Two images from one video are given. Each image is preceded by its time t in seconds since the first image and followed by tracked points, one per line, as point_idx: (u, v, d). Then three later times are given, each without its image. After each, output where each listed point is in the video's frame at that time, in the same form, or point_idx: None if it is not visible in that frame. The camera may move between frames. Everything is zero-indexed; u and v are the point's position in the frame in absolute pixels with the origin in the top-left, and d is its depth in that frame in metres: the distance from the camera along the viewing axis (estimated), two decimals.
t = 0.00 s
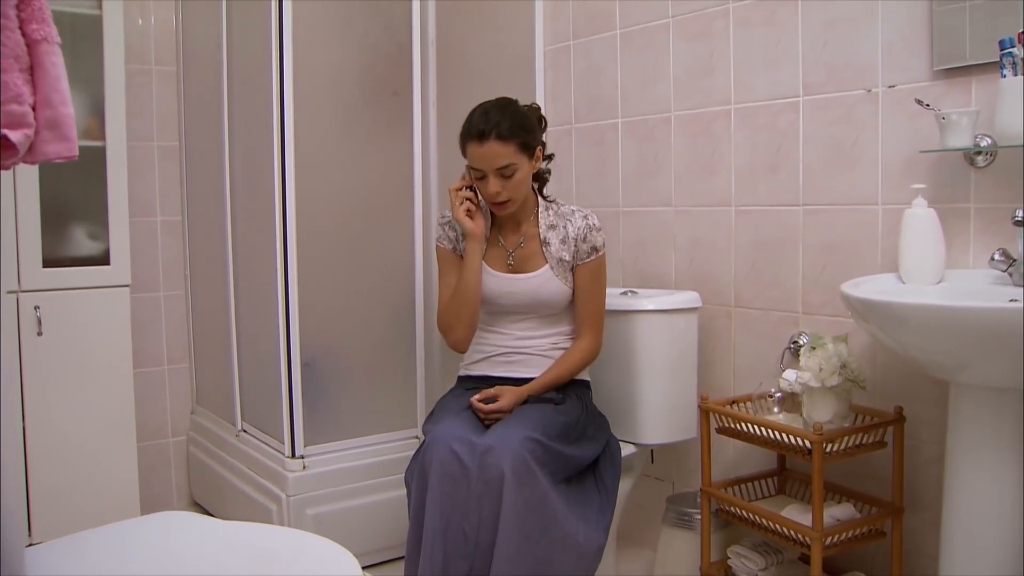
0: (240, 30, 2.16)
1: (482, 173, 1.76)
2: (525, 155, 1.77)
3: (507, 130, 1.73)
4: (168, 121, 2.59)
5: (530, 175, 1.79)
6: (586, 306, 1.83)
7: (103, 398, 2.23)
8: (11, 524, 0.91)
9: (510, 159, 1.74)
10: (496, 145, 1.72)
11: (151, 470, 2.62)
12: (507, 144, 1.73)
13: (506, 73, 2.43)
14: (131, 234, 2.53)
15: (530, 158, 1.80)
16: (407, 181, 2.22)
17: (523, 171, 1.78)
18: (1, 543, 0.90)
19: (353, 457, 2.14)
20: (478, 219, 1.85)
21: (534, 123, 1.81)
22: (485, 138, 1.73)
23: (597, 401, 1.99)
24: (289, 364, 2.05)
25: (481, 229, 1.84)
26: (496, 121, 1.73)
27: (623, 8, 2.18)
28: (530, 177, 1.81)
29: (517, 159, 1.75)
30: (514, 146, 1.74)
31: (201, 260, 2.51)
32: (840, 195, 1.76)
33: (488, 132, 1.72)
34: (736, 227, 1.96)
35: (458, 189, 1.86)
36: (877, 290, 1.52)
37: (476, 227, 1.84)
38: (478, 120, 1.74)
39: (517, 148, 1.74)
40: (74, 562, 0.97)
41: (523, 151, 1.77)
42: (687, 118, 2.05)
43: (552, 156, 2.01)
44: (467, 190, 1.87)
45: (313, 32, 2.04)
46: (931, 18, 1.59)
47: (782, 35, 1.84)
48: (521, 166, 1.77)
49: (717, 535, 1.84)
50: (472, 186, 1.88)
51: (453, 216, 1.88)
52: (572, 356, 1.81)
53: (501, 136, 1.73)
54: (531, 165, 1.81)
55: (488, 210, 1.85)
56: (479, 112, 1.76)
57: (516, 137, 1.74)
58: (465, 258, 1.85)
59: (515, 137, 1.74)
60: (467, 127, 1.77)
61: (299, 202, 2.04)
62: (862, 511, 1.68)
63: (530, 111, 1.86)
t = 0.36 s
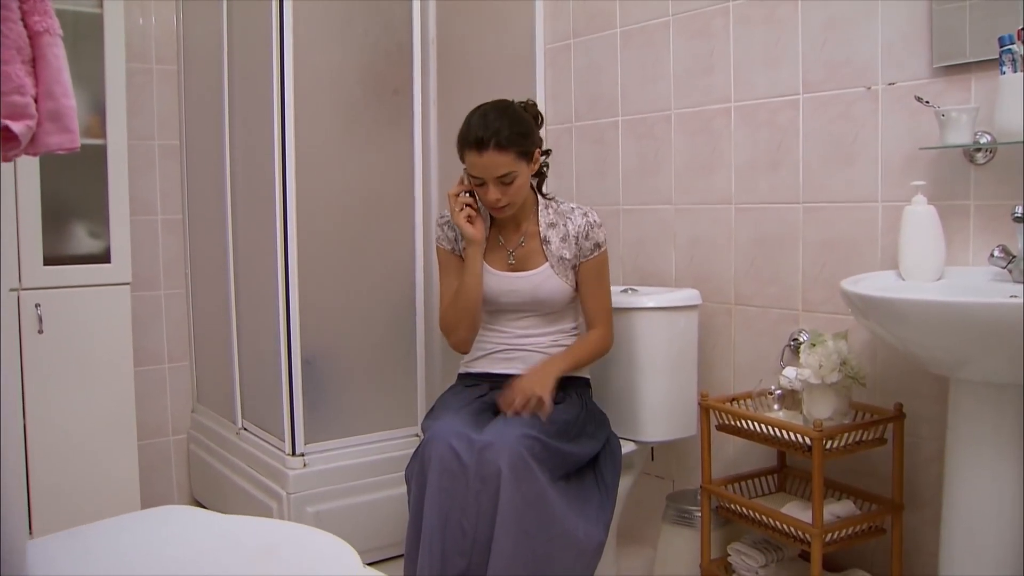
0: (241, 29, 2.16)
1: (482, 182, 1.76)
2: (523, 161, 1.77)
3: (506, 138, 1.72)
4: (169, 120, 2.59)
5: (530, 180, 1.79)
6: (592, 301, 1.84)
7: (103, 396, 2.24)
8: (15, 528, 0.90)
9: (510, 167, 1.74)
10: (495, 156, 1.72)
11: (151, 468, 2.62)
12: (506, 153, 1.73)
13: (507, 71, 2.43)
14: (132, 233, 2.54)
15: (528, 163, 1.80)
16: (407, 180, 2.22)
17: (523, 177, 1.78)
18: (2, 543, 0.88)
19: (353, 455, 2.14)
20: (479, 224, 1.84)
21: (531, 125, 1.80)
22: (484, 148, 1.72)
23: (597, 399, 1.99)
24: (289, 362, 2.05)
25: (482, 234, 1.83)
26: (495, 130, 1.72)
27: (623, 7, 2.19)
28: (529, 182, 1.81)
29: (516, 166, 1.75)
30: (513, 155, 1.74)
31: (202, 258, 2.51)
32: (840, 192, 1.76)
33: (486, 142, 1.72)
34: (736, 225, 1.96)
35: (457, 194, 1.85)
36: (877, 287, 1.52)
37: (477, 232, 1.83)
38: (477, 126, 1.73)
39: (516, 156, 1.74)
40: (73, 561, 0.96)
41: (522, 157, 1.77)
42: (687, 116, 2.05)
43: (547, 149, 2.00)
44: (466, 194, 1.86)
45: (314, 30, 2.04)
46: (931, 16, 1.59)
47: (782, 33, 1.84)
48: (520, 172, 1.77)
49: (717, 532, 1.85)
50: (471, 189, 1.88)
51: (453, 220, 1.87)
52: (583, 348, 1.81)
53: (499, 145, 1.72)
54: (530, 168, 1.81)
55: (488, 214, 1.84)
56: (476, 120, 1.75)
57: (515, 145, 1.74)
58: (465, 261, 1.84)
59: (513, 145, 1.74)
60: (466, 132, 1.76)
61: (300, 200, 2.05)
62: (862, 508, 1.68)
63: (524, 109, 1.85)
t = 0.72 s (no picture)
0: (242, 27, 2.17)
1: (484, 181, 1.76)
2: (526, 160, 1.77)
3: (509, 138, 1.72)
4: (170, 118, 2.59)
5: (532, 179, 1.79)
6: (589, 301, 1.84)
7: (105, 393, 2.24)
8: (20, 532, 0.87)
9: (513, 166, 1.74)
10: (498, 155, 1.72)
11: (152, 466, 2.62)
12: (508, 152, 1.73)
13: (507, 70, 2.44)
14: (134, 231, 2.54)
15: (531, 161, 1.80)
16: (408, 178, 2.23)
17: (525, 176, 1.78)
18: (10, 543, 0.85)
19: (354, 453, 2.15)
20: (481, 222, 1.84)
21: (533, 123, 1.80)
22: (487, 147, 1.72)
23: (598, 397, 1.99)
24: (290, 359, 2.06)
25: (485, 233, 1.83)
26: (497, 129, 1.72)
27: (624, 5, 2.19)
28: (532, 180, 1.81)
29: (519, 166, 1.76)
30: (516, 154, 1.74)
31: (203, 256, 2.51)
32: (841, 190, 1.76)
33: (489, 141, 1.72)
34: (737, 223, 1.96)
35: (460, 192, 1.85)
36: (878, 284, 1.52)
37: (480, 231, 1.83)
38: (480, 125, 1.73)
39: (518, 155, 1.74)
40: (72, 555, 0.95)
41: (524, 156, 1.77)
42: (688, 114, 2.05)
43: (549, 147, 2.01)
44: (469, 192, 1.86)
45: (315, 28, 2.04)
46: (931, 14, 1.59)
47: (783, 31, 1.84)
48: (523, 172, 1.77)
49: (718, 530, 1.85)
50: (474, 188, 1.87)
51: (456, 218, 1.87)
52: (583, 350, 1.80)
53: (502, 144, 1.72)
54: (532, 167, 1.81)
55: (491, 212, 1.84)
56: (478, 119, 1.75)
57: (518, 144, 1.74)
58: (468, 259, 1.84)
59: (516, 144, 1.74)
60: (468, 130, 1.76)
61: (301, 198, 2.05)
62: (863, 505, 1.69)
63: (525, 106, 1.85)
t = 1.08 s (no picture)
0: (243, 26, 2.17)
1: (484, 182, 1.76)
2: (525, 161, 1.77)
3: (507, 139, 1.72)
4: (171, 117, 2.60)
5: (532, 179, 1.79)
6: (598, 295, 1.85)
7: (107, 392, 2.24)
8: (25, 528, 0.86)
9: (512, 167, 1.74)
10: (497, 157, 1.72)
11: (154, 465, 2.62)
12: (507, 153, 1.73)
13: (508, 69, 2.44)
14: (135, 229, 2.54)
15: (530, 162, 1.80)
16: (409, 177, 2.23)
17: (524, 176, 1.78)
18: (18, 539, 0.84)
19: (356, 452, 2.15)
20: (481, 223, 1.84)
21: (532, 123, 1.80)
22: (485, 149, 1.72)
23: (599, 396, 2.00)
24: (292, 357, 2.06)
25: (485, 233, 1.83)
26: (495, 130, 1.72)
27: (625, 4, 2.19)
28: (531, 180, 1.81)
29: (518, 167, 1.76)
30: (514, 155, 1.74)
31: (205, 255, 2.52)
32: (842, 188, 1.76)
33: (487, 143, 1.72)
34: (738, 222, 1.96)
35: (460, 192, 1.85)
36: (878, 281, 1.52)
37: (480, 231, 1.83)
38: (478, 126, 1.74)
39: (517, 156, 1.75)
40: (73, 553, 0.95)
41: (524, 156, 1.77)
42: (689, 112, 2.05)
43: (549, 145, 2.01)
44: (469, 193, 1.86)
45: (316, 27, 2.05)
46: (932, 12, 1.59)
47: (784, 30, 1.84)
48: (522, 173, 1.77)
49: (719, 528, 1.85)
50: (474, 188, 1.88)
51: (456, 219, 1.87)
52: (583, 338, 1.82)
53: (501, 145, 1.72)
54: (531, 167, 1.81)
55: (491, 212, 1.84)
56: (476, 121, 1.75)
57: (516, 145, 1.74)
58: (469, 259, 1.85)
59: (515, 146, 1.74)
60: (467, 131, 1.76)
61: (302, 197, 2.05)
62: (864, 503, 1.68)
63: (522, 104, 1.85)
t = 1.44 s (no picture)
0: (245, 25, 2.17)
1: (484, 180, 1.76)
2: (525, 159, 1.78)
3: (506, 137, 1.72)
4: (173, 116, 2.60)
5: (532, 177, 1.80)
6: (593, 293, 1.85)
7: (108, 390, 2.25)
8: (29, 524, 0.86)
9: (511, 165, 1.74)
10: (496, 155, 1.73)
11: (155, 464, 2.62)
12: (507, 151, 1.73)
13: (509, 69, 2.44)
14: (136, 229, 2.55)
15: (530, 160, 1.80)
16: (411, 176, 2.23)
17: (524, 174, 1.78)
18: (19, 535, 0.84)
19: (357, 450, 2.15)
20: (482, 221, 1.84)
21: (532, 120, 1.80)
22: (485, 147, 1.73)
23: (600, 394, 2.00)
24: (293, 356, 2.06)
25: (485, 231, 1.83)
26: (495, 128, 1.72)
27: (626, 3, 2.19)
28: (531, 178, 1.81)
29: (518, 165, 1.76)
30: (514, 153, 1.74)
31: (206, 253, 2.52)
32: (844, 186, 1.76)
33: (487, 142, 1.72)
34: (740, 221, 1.96)
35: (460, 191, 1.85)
36: (879, 279, 1.52)
37: (480, 229, 1.83)
38: (477, 124, 1.74)
39: (517, 153, 1.75)
40: (72, 553, 0.94)
41: (523, 154, 1.77)
42: (690, 111, 2.05)
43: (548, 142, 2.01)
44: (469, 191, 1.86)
45: (318, 27, 2.05)
46: (932, 11, 1.60)
47: (785, 29, 1.85)
48: (522, 170, 1.77)
49: (720, 526, 1.85)
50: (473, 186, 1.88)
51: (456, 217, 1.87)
52: (585, 336, 1.82)
53: (500, 143, 1.73)
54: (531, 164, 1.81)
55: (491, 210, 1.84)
56: (476, 118, 1.75)
57: (516, 143, 1.74)
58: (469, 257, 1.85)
59: (515, 144, 1.74)
60: (467, 130, 1.76)
61: (303, 196, 2.05)
62: (865, 501, 1.69)
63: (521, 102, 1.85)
